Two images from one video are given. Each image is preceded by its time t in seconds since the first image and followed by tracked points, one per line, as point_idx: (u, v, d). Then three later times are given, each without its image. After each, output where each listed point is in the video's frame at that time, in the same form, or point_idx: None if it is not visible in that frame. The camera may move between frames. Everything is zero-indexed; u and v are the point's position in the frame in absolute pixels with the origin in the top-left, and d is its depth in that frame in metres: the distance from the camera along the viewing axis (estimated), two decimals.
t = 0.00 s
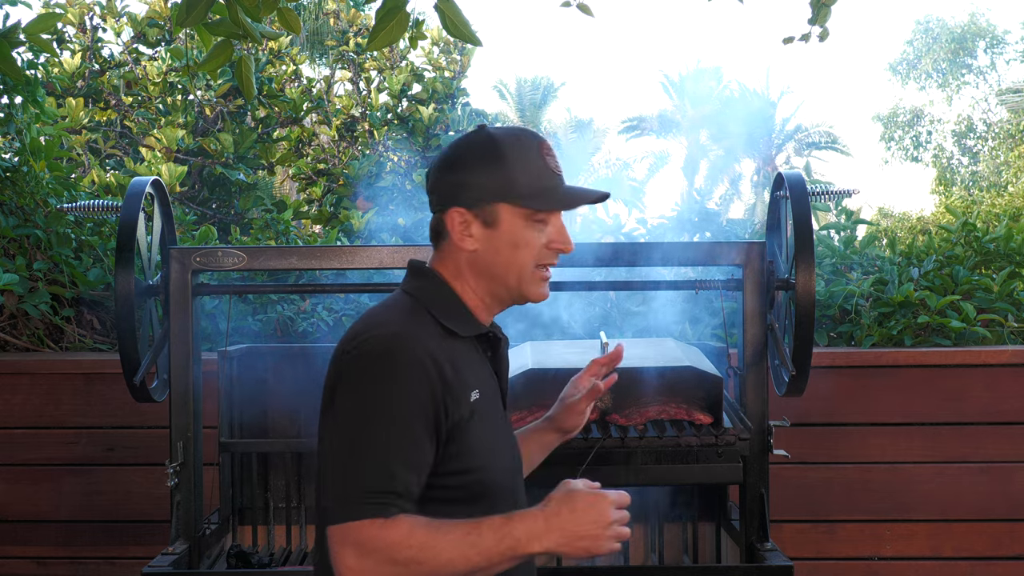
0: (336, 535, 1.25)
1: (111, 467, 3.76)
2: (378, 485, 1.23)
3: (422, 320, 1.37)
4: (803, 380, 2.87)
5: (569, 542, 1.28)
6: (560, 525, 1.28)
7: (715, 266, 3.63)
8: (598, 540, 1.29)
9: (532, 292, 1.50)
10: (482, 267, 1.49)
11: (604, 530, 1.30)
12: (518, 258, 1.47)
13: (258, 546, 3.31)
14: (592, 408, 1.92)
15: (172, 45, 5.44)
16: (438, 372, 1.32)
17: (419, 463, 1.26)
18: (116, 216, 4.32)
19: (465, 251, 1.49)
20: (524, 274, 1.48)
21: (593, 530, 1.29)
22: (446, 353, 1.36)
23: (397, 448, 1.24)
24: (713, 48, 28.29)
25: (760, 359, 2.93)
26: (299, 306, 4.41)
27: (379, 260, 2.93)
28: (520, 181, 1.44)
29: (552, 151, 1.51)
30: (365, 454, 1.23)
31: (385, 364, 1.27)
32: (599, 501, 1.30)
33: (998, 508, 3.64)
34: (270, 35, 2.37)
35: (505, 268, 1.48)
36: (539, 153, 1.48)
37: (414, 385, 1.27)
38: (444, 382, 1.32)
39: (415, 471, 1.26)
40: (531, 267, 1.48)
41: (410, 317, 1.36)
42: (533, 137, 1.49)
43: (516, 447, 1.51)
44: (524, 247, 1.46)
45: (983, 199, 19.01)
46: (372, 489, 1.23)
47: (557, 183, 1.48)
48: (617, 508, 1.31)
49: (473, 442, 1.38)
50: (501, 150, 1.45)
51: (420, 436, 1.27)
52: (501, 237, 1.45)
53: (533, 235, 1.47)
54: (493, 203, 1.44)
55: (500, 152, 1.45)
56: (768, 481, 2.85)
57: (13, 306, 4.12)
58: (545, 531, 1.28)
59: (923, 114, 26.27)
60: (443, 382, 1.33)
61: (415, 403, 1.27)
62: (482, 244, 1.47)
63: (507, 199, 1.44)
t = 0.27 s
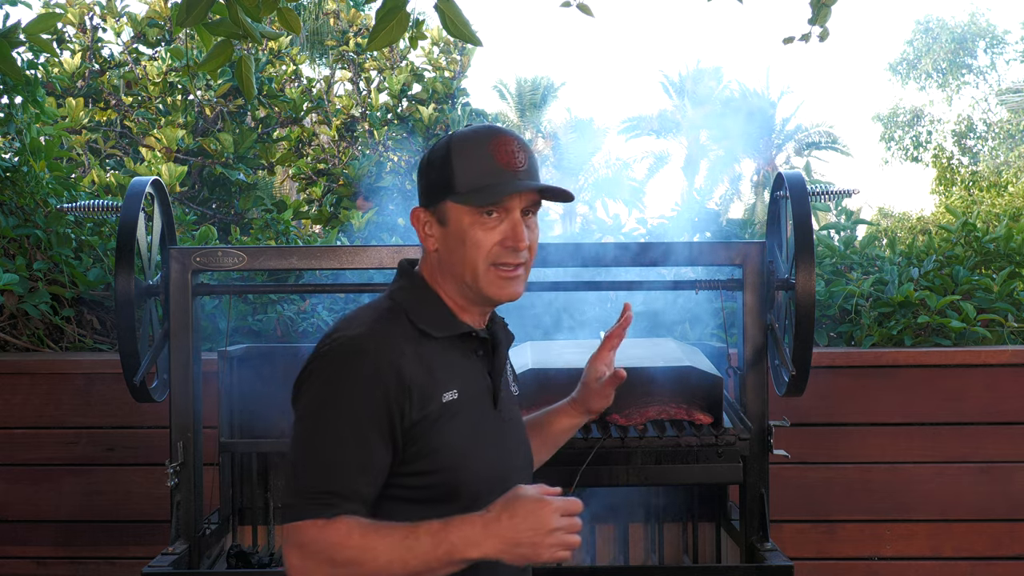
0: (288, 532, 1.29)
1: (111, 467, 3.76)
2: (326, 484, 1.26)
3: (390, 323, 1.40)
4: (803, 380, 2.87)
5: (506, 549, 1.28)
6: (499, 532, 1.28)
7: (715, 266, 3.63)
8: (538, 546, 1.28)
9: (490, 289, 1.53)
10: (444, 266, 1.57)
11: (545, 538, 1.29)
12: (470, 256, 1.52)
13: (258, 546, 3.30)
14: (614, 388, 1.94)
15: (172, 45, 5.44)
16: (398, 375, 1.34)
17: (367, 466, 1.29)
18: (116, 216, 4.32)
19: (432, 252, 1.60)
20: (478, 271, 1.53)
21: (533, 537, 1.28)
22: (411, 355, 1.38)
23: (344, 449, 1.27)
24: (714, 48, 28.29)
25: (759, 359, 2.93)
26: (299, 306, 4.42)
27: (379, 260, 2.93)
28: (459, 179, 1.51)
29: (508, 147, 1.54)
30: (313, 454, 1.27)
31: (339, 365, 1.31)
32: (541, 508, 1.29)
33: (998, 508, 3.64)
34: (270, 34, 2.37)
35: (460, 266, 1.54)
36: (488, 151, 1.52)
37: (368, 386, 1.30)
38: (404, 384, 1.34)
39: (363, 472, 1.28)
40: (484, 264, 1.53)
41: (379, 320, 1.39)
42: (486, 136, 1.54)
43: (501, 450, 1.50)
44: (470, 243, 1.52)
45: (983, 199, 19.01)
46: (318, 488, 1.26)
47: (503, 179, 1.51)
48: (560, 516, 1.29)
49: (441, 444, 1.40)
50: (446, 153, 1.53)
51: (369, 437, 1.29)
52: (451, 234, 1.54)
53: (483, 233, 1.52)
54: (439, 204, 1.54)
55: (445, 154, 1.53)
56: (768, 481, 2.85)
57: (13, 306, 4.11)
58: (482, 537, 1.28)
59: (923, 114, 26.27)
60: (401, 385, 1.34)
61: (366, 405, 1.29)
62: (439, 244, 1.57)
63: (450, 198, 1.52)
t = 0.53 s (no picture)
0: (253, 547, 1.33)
1: (111, 467, 3.76)
2: (286, 503, 1.29)
3: (365, 343, 1.41)
4: (803, 380, 2.87)
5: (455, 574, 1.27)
6: (445, 557, 1.26)
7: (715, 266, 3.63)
8: (483, 570, 1.28)
9: (463, 307, 1.54)
10: (422, 283, 1.59)
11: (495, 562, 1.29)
12: (442, 274, 1.54)
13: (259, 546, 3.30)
14: (631, 398, 1.87)
15: (172, 45, 5.44)
16: (365, 397, 1.35)
17: (328, 485, 1.31)
18: (117, 216, 4.33)
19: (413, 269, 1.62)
20: (450, 289, 1.54)
21: (479, 563, 1.27)
22: (383, 377, 1.39)
23: (304, 468, 1.30)
24: (714, 48, 28.28)
25: (759, 359, 2.93)
26: (299, 306, 4.43)
27: (379, 260, 2.93)
28: (430, 198, 1.53)
29: (481, 163, 1.54)
30: (278, 470, 1.31)
31: (308, 385, 1.34)
32: (489, 533, 1.27)
33: (998, 508, 3.64)
34: (270, 35, 2.37)
35: (434, 284, 1.56)
36: (459, 168, 1.53)
37: (331, 410, 1.31)
38: (371, 407, 1.35)
39: (322, 493, 1.30)
40: (456, 281, 1.54)
41: (354, 340, 1.41)
42: (460, 153, 1.55)
43: (484, 470, 1.50)
44: (442, 261, 1.54)
45: (983, 199, 19.01)
46: (279, 507, 1.29)
47: (474, 197, 1.52)
48: (505, 542, 1.28)
49: (413, 464, 1.40)
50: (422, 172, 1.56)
51: (330, 459, 1.31)
52: (426, 252, 1.56)
53: (454, 250, 1.54)
54: (414, 222, 1.57)
55: (420, 175, 1.56)
56: (768, 481, 2.85)
57: (13, 306, 4.11)
58: (429, 562, 1.27)
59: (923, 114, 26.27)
60: (368, 407, 1.35)
61: (328, 428, 1.31)
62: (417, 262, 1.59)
63: (423, 216, 1.54)
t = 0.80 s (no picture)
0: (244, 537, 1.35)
1: (111, 467, 3.76)
2: (271, 493, 1.31)
3: (350, 330, 1.42)
4: (803, 380, 2.87)
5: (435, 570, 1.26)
6: (425, 554, 1.27)
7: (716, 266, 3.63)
8: (464, 570, 1.27)
9: (445, 290, 1.55)
10: (404, 268, 1.60)
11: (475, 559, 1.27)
12: (422, 256, 1.55)
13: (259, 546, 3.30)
14: (662, 407, 1.82)
15: (172, 46, 5.43)
16: (348, 384, 1.36)
17: (311, 474, 1.32)
18: (117, 216, 4.34)
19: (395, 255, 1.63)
20: (431, 273, 1.55)
21: (457, 561, 1.26)
22: (367, 363, 1.40)
23: (288, 459, 1.31)
24: (714, 48, 28.28)
25: (759, 358, 2.93)
26: (298, 306, 4.46)
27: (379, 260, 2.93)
28: (404, 183, 1.54)
29: (453, 145, 1.55)
30: (263, 462, 1.33)
31: (289, 378, 1.35)
32: (467, 530, 1.27)
33: (998, 508, 3.64)
34: (270, 34, 2.37)
35: (416, 268, 1.57)
36: (432, 150, 1.54)
37: (313, 399, 1.33)
38: (355, 394, 1.36)
39: (307, 482, 1.32)
40: (436, 264, 1.55)
41: (338, 327, 1.42)
42: (432, 135, 1.56)
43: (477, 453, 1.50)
44: (421, 245, 1.55)
45: (983, 200, 19.02)
46: (265, 497, 1.31)
47: (447, 177, 1.53)
48: (486, 539, 1.28)
49: (402, 448, 1.41)
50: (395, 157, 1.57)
51: (314, 447, 1.32)
52: (406, 236, 1.57)
53: (432, 233, 1.55)
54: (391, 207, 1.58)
55: (393, 160, 1.57)
56: (768, 481, 2.85)
57: (13, 306, 4.11)
58: (410, 558, 1.26)
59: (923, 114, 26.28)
60: (349, 394, 1.36)
61: (311, 416, 1.32)
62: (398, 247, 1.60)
63: (399, 201, 1.55)
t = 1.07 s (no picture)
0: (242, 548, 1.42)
1: (111, 467, 3.76)
2: (262, 506, 1.37)
3: (333, 341, 1.47)
4: (803, 380, 2.87)
5: (430, 567, 1.31)
6: (419, 552, 1.31)
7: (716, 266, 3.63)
8: (458, 565, 1.31)
9: (426, 291, 1.58)
10: (388, 273, 1.64)
11: (468, 555, 1.32)
12: (401, 261, 1.59)
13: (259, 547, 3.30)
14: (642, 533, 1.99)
15: (172, 45, 5.43)
16: (331, 395, 1.41)
17: (304, 485, 1.38)
18: (116, 216, 4.34)
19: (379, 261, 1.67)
20: (412, 276, 1.58)
21: (451, 557, 1.31)
22: (350, 374, 1.45)
23: (277, 471, 1.37)
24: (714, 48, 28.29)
25: (759, 359, 2.93)
26: (299, 305, 4.48)
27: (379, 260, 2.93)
28: (379, 189, 1.59)
29: (425, 146, 1.58)
30: (254, 476, 1.39)
31: (275, 391, 1.41)
32: (460, 526, 1.32)
33: (998, 508, 3.64)
34: (270, 35, 2.37)
35: (397, 272, 1.61)
36: (404, 153, 1.58)
37: (297, 412, 1.38)
38: (338, 405, 1.41)
39: (298, 493, 1.37)
40: (416, 267, 1.58)
41: (322, 338, 1.47)
42: (404, 137, 1.59)
43: (469, 453, 1.54)
44: (400, 248, 1.59)
45: (983, 200, 19.03)
46: (258, 510, 1.37)
47: (420, 180, 1.57)
48: (478, 534, 1.32)
49: (389, 454, 1.46)
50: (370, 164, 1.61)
51: (301, 458, 1.37)
52: (386, 241, 1.61)
53: (409, 237, 1.59)
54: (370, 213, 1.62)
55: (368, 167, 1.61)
56: (768, 481, 2.85)
57: (13, 306, 4.11)
58: (405, 557, 1.32)
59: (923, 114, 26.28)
60: (333, 404, 1.41)
61: (296, 429, 1.38)
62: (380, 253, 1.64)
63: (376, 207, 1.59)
